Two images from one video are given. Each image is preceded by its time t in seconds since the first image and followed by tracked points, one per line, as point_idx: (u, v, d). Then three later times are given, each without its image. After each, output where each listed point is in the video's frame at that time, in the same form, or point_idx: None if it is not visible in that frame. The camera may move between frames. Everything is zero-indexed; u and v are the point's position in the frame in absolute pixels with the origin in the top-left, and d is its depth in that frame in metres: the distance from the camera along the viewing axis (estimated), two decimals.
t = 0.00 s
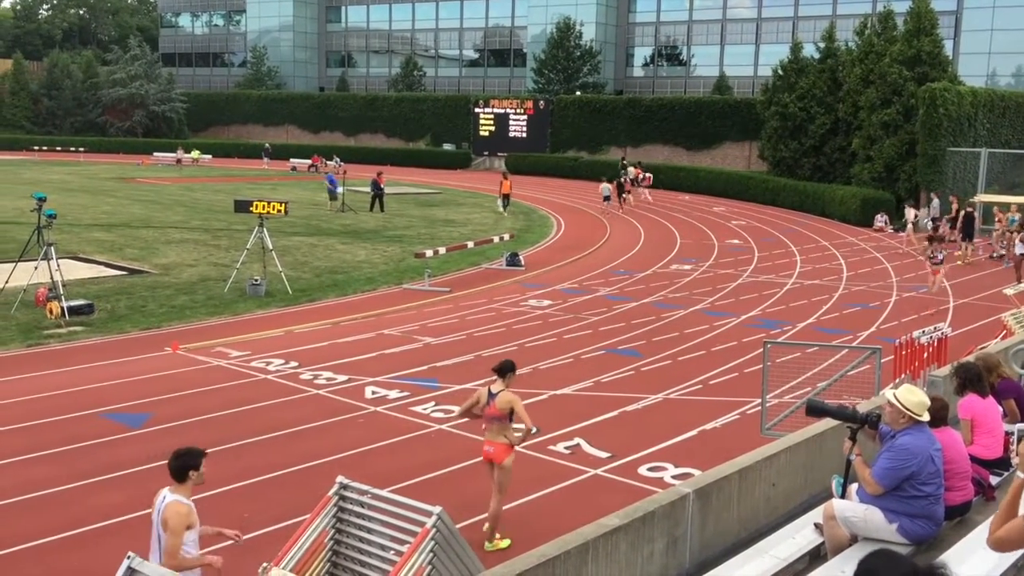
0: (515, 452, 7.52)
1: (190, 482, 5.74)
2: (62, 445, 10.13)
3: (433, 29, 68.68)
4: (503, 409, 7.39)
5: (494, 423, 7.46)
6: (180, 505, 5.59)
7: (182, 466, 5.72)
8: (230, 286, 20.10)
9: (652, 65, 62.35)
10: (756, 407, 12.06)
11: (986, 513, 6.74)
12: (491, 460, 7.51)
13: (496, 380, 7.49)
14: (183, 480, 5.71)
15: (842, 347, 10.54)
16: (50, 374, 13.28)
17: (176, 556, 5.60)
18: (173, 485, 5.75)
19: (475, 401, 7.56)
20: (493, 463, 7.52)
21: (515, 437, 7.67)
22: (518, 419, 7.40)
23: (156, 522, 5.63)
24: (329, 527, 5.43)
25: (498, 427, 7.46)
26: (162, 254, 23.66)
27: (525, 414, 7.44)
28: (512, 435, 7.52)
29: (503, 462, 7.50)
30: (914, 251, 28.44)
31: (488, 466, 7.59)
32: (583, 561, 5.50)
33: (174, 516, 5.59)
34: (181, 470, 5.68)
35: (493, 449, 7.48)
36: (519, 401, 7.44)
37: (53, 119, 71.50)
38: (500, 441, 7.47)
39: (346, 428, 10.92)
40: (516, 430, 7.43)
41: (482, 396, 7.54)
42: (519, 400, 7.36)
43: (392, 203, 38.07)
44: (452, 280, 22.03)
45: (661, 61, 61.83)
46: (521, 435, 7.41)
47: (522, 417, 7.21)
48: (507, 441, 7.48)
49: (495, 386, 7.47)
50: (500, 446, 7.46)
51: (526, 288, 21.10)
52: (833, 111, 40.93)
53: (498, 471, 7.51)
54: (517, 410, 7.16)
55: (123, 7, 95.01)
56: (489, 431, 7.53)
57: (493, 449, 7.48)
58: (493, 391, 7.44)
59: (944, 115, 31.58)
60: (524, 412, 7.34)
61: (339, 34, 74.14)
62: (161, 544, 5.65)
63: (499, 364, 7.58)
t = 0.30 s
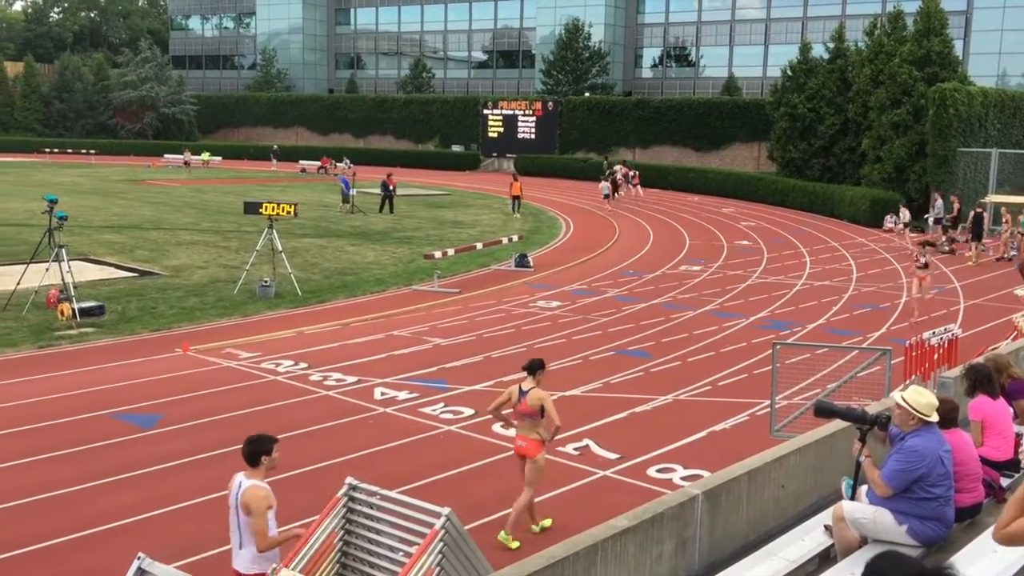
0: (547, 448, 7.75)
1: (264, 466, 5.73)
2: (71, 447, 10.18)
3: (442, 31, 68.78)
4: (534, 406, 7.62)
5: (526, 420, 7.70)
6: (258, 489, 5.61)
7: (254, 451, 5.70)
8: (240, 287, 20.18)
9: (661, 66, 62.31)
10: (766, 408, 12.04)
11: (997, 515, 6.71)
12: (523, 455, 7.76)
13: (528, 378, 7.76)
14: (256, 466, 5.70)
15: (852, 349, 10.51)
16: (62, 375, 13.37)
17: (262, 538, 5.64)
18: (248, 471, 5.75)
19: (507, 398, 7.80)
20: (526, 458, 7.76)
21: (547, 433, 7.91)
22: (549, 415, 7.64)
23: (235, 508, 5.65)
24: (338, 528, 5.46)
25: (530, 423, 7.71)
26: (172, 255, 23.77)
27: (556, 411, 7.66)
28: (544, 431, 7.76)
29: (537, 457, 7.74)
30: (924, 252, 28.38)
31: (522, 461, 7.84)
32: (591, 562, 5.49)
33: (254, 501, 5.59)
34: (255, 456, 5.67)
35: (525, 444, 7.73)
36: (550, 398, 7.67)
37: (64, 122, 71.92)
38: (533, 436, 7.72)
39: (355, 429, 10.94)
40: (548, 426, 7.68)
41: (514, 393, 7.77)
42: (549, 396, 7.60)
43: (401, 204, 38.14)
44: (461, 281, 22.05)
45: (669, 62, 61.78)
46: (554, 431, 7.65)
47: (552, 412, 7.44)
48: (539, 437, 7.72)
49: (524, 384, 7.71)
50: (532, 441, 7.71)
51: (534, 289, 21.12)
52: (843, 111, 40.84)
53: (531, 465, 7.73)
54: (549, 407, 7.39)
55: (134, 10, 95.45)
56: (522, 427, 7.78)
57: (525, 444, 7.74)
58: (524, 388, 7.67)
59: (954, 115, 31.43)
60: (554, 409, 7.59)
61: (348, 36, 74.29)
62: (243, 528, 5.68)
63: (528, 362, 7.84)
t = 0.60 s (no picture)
0: (575, 442, 8.00)
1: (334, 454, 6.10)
2: (81, 450, 10.22)
3: (451, 34, 68.91)
4: (563, 401, 7.84)
5: (554, 414, 7.92)
6: (332, 475, 5.96)
7: (324, 440, 6.06)
8: (250, 291, 20.25)
9: (670, 69, 62.22)
10: (776, 411, 12.00)
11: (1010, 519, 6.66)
12: (551, 448, 8.02)
13: (557, 373, 7.98)
14: (328, 455, 6.07)
15: (863, 351, 10.48)
16: (73, 378, 13.44)
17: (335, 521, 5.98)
18: (319, 461, 6.11)
19: (537, 392, 8.05)
20: (555, 451, 8.00)
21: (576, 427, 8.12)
22: (577, 410, 7.86)
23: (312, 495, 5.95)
24: (348, 532, 5.45)
25: (558, 418, 7.94)
26: (183, 259, 23.88)
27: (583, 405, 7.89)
28: (573, 426, 7.97)
29: (566, 451, 8.00)
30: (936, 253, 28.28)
31: (550, 454, 8.09)
32: (601, 565, 5.49)
33: (330, 487, 5.93)
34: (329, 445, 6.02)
35: (554, 438, 7.97)
36: (579, 393, 7.88)
37: (75, 126, 72.30)
38: (561, 431, 7.95)
39: (364, 433, 10.95)
40: (575, 421, 7.90)
41: (544, 388, 8.01)
42: (578, 392, 7.80)
43: (411, 207, 38.22)
44: (470, 284, 22.08)
45: (678, 65, 61.70)
46: (581, 425, 7.87)
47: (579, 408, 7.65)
48: (567, 432, 7.95)
49: (555, 379, 7.93)
50: (560, 436, 7.94)
51: (543, 292, 21.12)
52: (853, 113, 40.73)
53: (561, 458, 8.01)
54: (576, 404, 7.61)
55: (144, 15, 95.82)
56: (550, 422, 8.01)
57: (554, 438, 7.97)
58: (554, 384, 7.89)
59: (965, 116, 31.33)
60: (582, 403, 7.79)
61: (357, 40, 74.48)
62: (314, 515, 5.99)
63: (559, 356, 8.01)
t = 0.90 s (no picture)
0: (609, 438, 7.95)
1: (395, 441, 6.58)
2: (90, 453, 10.27)
3: (459, 37, 69.02)
4: (596, 399, 7.80)
5: (588, 412, 7.87)
6: (391, 460, 6.46)
7: (387, 428, 6.54)
8: (259, 293, 20.31)
9: (677, 70, 62.17)
10: (785, 413, 11.98)
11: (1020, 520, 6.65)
12: (586, 446, 7.95)
13: (590, 371, 7.93)
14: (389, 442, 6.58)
15: (873, 352, 10.45)
16: (82, 381, 13.51)
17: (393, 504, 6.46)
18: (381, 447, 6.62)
19: (569, 392, 8.00)
20: (589, 449, 7.95)
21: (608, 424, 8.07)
22: (610, 408, 7.83)
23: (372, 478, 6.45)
24: (357, 534, 5.47)
25: (591, 416, 7.88)
26: (192, 262, 23.96)
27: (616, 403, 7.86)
28: (606, 423, 7.92)
29: (599, 448, 7.94)
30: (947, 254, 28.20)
31: (584, 453, 8.02)
32: (611, 567, 5.49)
33: (387, 471, 6.43)
34: (390, 433, 6.49)
35: (588, 435, 7.91)
36: (611, 392, 7.85)
37: (85, 130, 72.59)
38: (595, 428, 7.89)
39: (373, 436, 10.96)
40: (609, 418, 7.85)
41: (576, 387, 7.96)
42: (611, 390, 7.78)
43: (418, 210, 38.27)
44: (479, 287, 22.09)
45: (686, 66, 61.64)
46: (614, 423, 7.84)
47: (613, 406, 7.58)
48: (601, 429, 7.90)
49: (587, 377, 7.87)
50: (594, 433, 7.88)
51: (552, 294, 21.13)
52: (862, 114, 40.62)
53: (595, 456, 7.96)
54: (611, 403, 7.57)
55: (153, 19, 96.13)
56: (583, 419, 7.95)
57: (588, 436, 7.91)
58: (587, 382, 7.83)
59: (974, 117, 31.24)
60: (615, 401, 7.77)
61: (365, 43, 74.65)
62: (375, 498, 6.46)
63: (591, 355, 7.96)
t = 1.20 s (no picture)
0: (638, 433, 8.14)
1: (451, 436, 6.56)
2: (98, 453, 10.30)
3: (468, 37, 69.03)
4: (627, 393, 8.02)
5: (618, 406, 8.10)
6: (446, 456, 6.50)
7: (443, 422, 6.51)
8: (268, 294, 20.35)
9: (687, 70, 62.01)
10: (794, 413, 11.94)
11: None
12: (615, 440, 8.16)
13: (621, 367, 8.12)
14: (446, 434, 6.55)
15: (882, 353, 10.40)
16: (93, 382, 13.57)
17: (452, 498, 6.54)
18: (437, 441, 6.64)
19: (601, 385, 8.21)
20: (618, 442, 8.15)
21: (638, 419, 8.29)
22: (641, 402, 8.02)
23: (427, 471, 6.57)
24: (367, 534, 5.49)
25: (622, 410, 8.10)
26: (202, 263, 24.04)
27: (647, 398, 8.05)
28: (636, 417, 8.14)
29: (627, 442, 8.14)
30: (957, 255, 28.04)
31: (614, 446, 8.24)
32: (620, 568, 5.49)
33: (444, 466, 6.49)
34: (443, 428, 6.48)
35: (618, 430, 8.12)
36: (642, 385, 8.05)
37: (96, 131, 72.86)
38: (625, 422, 8.10)
39: (382, 436, 10.98)
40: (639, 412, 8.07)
41: (607, 381, 8.17)
42: (642, 384, 7.98)
43: (427, 210, 38.29)
44: (488, 287, 22.09)
45: (695, 66, 61.49)
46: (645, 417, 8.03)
47: (645, 399, 7.79)
48: (631, 423, 8.11)
49: (618, 372, 8.07)
50: (624, 427, 8.08)
51: (561, 294, 21.13)
52: (872, 114, 40.47)
53: (623, 450, 8.15)
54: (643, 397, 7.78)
55: (163, 21, 96.40)
56: (614, 413, 8.17)
57: (617, 430, 8.12)
58: (618, 376, 8.04)
59: (985, 116, 31.06)
60: (646, 395, 7.96)
61: (374, 44, 74.76)
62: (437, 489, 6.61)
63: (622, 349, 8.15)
